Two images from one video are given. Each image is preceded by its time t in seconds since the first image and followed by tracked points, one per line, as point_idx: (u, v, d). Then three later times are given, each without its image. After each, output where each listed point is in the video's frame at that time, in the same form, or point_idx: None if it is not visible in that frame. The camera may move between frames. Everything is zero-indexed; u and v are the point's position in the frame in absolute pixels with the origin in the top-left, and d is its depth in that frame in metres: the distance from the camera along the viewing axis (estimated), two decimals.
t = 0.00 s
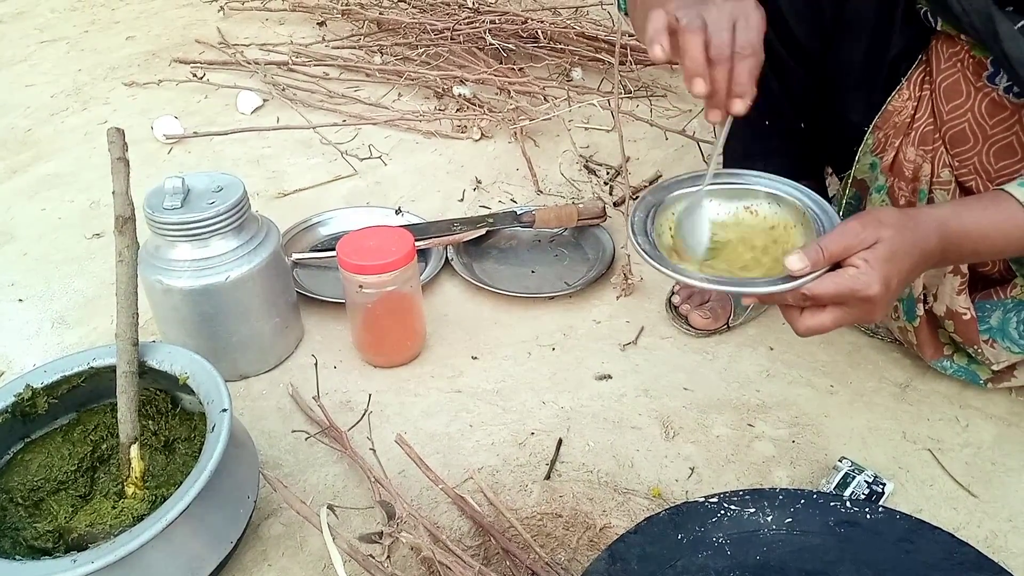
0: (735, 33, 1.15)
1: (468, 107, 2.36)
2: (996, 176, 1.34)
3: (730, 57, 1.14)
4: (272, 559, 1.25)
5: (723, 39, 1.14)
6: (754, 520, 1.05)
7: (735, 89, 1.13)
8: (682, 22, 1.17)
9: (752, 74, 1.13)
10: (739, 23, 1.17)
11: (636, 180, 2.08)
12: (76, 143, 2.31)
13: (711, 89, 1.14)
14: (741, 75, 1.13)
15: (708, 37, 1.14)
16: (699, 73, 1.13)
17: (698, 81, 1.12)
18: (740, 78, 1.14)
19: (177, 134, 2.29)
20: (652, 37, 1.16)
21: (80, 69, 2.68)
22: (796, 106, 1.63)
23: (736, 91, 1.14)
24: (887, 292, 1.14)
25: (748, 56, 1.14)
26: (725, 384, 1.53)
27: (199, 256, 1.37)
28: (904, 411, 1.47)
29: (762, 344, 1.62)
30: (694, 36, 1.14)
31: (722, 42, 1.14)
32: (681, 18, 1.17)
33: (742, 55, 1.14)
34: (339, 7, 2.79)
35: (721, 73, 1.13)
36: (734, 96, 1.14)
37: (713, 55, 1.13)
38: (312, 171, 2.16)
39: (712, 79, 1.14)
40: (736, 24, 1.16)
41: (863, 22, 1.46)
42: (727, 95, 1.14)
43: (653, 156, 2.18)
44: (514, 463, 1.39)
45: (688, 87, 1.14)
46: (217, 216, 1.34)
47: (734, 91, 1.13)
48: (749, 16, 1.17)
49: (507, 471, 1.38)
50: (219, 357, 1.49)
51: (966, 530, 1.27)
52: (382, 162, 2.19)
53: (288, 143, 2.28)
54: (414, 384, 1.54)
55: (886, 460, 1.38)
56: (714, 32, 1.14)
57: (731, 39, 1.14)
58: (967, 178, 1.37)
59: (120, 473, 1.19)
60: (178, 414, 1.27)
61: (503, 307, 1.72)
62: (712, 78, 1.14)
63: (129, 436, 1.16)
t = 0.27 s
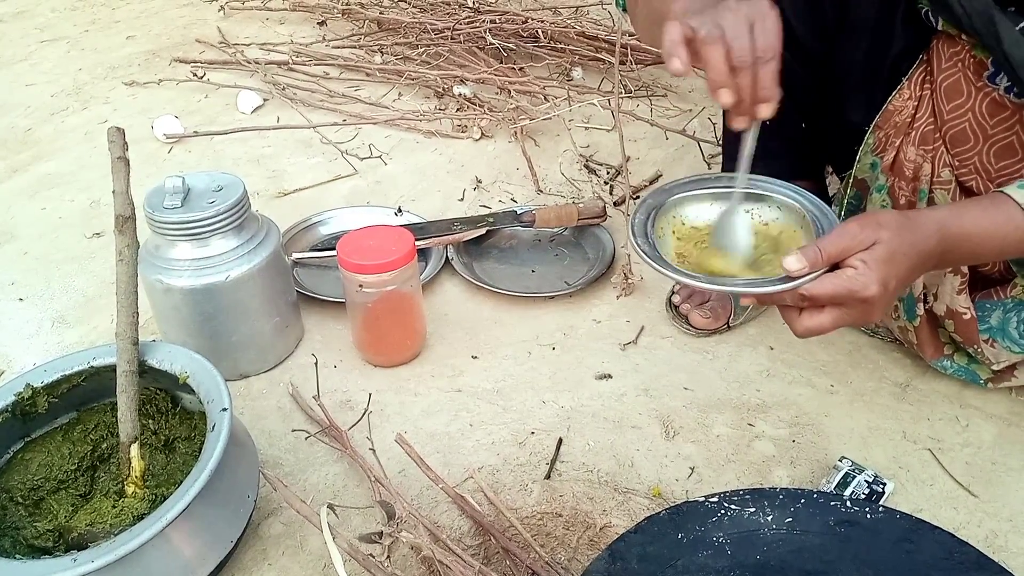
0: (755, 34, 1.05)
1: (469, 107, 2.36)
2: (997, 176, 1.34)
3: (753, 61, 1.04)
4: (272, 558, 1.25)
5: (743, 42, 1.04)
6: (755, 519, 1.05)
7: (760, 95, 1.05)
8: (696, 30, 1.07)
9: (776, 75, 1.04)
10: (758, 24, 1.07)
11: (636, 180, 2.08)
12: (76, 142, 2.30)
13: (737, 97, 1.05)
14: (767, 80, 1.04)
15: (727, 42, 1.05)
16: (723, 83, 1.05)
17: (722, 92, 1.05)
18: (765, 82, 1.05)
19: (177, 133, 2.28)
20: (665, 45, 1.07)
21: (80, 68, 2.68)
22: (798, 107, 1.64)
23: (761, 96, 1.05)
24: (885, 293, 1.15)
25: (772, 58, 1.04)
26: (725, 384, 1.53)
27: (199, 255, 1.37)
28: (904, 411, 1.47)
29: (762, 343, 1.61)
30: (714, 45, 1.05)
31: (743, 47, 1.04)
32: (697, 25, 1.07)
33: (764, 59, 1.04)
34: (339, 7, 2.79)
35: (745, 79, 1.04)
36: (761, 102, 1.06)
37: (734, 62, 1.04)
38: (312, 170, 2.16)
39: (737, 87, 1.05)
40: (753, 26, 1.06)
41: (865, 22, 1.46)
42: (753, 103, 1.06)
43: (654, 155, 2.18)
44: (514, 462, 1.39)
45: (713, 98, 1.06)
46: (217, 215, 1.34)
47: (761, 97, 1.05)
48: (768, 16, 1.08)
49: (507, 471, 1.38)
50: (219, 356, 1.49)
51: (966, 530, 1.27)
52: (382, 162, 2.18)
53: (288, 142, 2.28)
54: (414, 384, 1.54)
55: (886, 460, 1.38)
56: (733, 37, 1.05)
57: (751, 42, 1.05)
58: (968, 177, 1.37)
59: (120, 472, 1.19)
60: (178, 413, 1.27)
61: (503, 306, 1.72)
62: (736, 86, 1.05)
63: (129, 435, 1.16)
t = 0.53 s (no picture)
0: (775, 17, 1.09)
1: (468, 107, 2.36)
2: (997, 176, 1.34)
3: (775, 47, 1.08)
4: (271, 559, 1.25)
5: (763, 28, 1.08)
6: (754, 519, 1.05)
7: (786, 79, 1.09)
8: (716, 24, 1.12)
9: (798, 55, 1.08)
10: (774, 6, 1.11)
11: (636, 180, 2.08)
12: (75, 143, 2.30)
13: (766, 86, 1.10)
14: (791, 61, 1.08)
15: (747, 32, 1.09)
16: (751, 74, 1.09)
17: (751, 83, 1.09)
18: (790, 64, 1.09)
19: (177, 134, 2.29)
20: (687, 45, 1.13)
21: (80, 69, 2.68)
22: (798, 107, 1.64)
23: (787, 79, 1.09)
24: (883, 293, 1.15)
25: (793, 42, 1.08)
26: (725, 384, 1.53)
27: (199, 255, 1.37)
28: (904, 411, 1.47)
29: (762, 344, 1.61)
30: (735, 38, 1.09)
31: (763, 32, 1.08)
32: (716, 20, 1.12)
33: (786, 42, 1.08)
34: (339, 7, 2.79)
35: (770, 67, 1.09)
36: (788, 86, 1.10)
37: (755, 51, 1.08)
38: (312, 170, 2.16)
39: (763, 74, 1.09)
40: (770, 10, 1.10)
41: (866, 24, 1.46)
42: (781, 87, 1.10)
43: (654, 156, 2.18)
44: (514, 463, 1.39)
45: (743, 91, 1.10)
46: (216, 215, 1.34)
47: (787, 80, 1.09)
48: None
49: (507, 471, 1.38)
50: (219, 356, 1.49)
51: (966, 530, 1.27)
52: (382, 162, 2.18)
53: (288, 143, 2.28)
54: (414, 384, 1.54)
55: (886, 460, 1.38)
56: (751, 25, 1.09)
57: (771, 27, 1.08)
58: (968, 178, 1.36)
59: (120, 472, 1.19)
60: (178, 414, 1.27)
61: (503, 307, 1.72)
62: (763, 74, 1.09)
63: (129, 435, 1.16)
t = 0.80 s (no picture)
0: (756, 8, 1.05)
1: (468, 107, 2.35)
2: (997, 176, 1.34)
3: (753, 40, 1.04)
4: (271, 559, 1.25)
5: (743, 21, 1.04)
6: (754, 519, 1.05)
7: (763, 70, 1.06)
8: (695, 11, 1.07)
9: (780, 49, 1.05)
10: None
11: (636, 180, 2.08)
12: (75, 142, 2.30)
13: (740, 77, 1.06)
14: (769, 53, 1.05)
15: (725, 23, 1.05)
16: (727, 66, 1.06)
17: (727, 75, 1.05)
18: (767, 57, 1.05)
19: (177, 133, 2.28)
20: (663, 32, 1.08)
21: (80, 68, 2.68)
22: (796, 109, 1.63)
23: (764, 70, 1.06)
24: (892, 296, 1.15)
25: (772, 35, 1.04)
26: (725, 384, 1.53)
27: (199, 255, 1.37)
28: (904, 411, 1.46)
29: (762, 343, 1.61)
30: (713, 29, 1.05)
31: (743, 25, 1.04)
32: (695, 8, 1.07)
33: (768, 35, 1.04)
34: (339, 7, 2.79)
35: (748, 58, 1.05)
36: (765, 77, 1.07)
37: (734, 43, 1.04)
38: (312, 170, 2.16)
39: (739, 66, 1.06)
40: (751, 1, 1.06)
41: (866, 23, 1.45)
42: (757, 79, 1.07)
43: (654, 155, 2.18)
44: (514, 462, 1.39)
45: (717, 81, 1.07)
46: (216, 214, 1.34)
47: (764, 72, 1.06)
48: None
49: (507, 471, 1.38)
50: (219, 356, 1.49)
51: (967, 530, 1.27)
52: (382, 162, 2.18)
53: (287, 142, 2.28)
54: (414, 384, 1.54)
55: (886, 460, 1.38)
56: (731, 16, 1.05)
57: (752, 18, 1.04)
58: (968, 178, 1.36)
59: (119, 472, 1.19)
60: (178, 414, 1.27)
61: (503, 306, 1.72)
62: (740, 65, 1.06)
63: (129, 435, 1.16)
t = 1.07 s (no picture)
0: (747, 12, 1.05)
1: (470, 105, 2.35)
2: (1000, 175, 1.33)
3: (743, 39, 1.04)
4: (273, 557, 1.25)
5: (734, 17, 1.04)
6: (756, 518, 1.05)
7: (749, 75, 1.06)
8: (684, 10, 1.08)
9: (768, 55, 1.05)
10: None
11: (638, 178, 2.08)
12: (77, 141, 2.31)
13: (724, 76, 1.06)
14: (756, 57, 1.05)
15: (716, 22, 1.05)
16: (713, 66, 1.06)
17: (712, 74, 1.05)
18: (755, 60, 1.05)
19: (179, 132, 2.29)
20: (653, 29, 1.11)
21: (82, 67, 2.68)
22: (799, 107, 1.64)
23: (749, 76, 1.06)
24: (894, 296, 1.14)
25: (761, 40, 1.04)
26: (727, 383, 1.53)
27: (200, 254, 1.37)
28: (906, 410, 1.46)
29: (764, 342, 1.61)
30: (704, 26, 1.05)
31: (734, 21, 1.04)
32: (687, 6, 1.08)
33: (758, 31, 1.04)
34: (341, 5, 2.79)
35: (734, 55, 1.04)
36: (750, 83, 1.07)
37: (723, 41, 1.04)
38: (313, 168, 2.16)
39: (726, 67, 1.06)
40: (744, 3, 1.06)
41: (867, 23, 1.45)
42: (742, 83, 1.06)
43: (656, 154, 2.17)
44: (516, 461, 1.39)
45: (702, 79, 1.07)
46: (218, 213, 1.34)
47: (748, 76, 1.06)
48: None
49: (509, 470, 1.38)
50: (221, 355, 1.49)
51: (968, 529, 1.27)
52: (384, 161, 2.18)
53: (289, 141, 2.28)
54: (415, 383, 1.54)
55: (888, 459, 1.38)
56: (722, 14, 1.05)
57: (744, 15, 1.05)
58: (971, 176, 1.36)
59: (121, 471, 1.19)
60: (179, 412, 1.27)
61: (505, 305, 1.72)
62: (726, 66, 1.06)
63: (131, 434, 1.16)
